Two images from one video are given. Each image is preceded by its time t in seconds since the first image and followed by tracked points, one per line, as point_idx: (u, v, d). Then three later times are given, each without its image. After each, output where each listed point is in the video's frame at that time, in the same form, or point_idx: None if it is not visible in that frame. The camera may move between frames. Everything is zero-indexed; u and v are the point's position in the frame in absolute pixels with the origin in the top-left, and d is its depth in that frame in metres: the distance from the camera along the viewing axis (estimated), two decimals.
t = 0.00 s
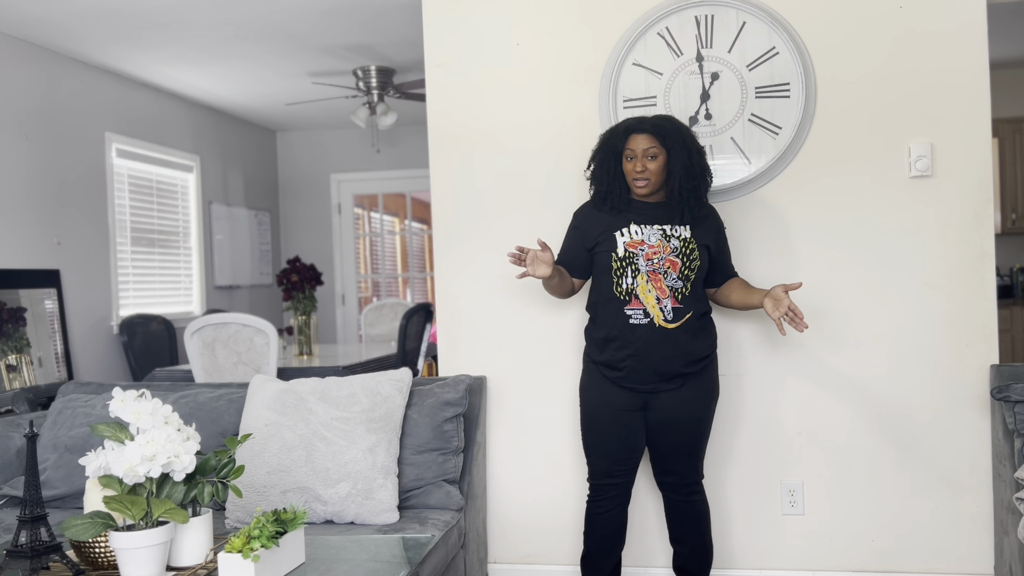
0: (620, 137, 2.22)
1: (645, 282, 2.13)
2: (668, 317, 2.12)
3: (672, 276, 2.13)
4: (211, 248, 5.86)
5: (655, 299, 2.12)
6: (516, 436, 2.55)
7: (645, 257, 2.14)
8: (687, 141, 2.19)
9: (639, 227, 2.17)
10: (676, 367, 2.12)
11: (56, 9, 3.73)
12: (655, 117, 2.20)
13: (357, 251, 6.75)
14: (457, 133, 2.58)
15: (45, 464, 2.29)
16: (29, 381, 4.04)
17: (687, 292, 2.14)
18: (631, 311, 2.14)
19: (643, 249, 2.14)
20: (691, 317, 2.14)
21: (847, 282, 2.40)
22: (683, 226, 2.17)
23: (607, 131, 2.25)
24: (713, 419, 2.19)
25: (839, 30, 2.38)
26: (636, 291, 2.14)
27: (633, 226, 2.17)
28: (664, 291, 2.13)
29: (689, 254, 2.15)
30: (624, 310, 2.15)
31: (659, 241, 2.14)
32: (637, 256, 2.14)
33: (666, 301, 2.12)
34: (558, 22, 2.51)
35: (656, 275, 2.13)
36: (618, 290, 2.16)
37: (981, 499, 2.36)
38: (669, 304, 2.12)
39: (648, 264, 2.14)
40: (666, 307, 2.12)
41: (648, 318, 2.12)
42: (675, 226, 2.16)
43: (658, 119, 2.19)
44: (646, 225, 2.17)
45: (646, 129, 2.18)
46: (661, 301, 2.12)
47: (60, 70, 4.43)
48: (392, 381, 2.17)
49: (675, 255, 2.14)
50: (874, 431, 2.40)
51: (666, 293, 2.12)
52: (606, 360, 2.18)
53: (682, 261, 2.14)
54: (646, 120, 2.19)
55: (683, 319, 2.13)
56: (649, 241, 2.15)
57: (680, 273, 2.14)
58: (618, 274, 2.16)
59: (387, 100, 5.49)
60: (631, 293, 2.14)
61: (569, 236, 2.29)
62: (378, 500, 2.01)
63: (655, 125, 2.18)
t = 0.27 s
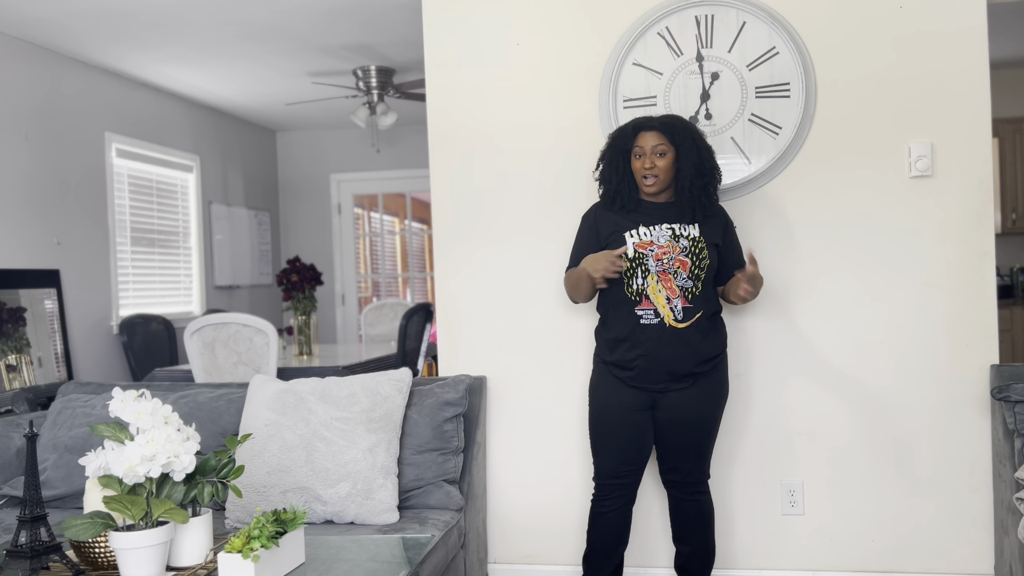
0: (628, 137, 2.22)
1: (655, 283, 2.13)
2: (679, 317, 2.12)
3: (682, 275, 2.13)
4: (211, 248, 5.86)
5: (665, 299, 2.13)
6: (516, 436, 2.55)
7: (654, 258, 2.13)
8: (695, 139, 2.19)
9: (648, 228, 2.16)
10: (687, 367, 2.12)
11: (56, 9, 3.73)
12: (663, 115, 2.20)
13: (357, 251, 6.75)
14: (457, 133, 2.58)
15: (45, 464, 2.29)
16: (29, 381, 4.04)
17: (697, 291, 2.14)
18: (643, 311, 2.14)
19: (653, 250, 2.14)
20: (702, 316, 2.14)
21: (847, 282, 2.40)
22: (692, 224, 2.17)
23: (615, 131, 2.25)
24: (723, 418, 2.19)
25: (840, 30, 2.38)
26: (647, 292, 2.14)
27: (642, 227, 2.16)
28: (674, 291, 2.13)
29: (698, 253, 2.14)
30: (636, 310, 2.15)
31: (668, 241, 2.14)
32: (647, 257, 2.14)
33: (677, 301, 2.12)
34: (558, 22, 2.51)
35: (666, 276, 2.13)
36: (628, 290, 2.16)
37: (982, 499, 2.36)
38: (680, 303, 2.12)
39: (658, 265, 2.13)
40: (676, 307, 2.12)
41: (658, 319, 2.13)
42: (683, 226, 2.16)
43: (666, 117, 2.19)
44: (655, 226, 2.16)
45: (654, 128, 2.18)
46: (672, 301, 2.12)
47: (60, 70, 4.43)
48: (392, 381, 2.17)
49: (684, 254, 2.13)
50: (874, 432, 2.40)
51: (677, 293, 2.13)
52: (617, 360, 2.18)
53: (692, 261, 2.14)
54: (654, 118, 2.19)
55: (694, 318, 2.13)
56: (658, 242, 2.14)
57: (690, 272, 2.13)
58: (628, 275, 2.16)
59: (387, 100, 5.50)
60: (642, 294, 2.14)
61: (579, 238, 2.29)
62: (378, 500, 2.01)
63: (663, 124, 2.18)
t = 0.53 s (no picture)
0: (630, 138, 2.21)
1: (653, 283, 2.14)
2: (677, 317, 2.13)
3: (680, 276, 2.14)
4: (211, 248, 5.86)
5: (663, 299, 2.14)
6: (516, 436, 2.55)
7: (653, 258, 2.15)
8: (698, 141, 2.18)
9: (647, 227, 2.16)
10: (686, 367, 2.12)
11: (56, 10, 3.73)
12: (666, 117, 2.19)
13: (357, 251, 6.75)
14: (457, 133, 2.58)
15: (45, 464, 2.29)
16: (29, 381, 4.04)
17: (695, 292, 2.15)
18: (640, 311, 2.15)
19: (652, 250, 2.15)
20: (699, 317, 2.15)
21: (847, 282, 2.40)
22: (692, 225, 2.16)
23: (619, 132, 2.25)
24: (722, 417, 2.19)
25: (839, 30, 2.38)
26: (645, 291, 2.15)
27: (642, 227, 2.17)
28: (673, 291, 2.14)
29: (697, 254, 2.15)
30: (633, 309, 2.16)
31: (667, 241, 2.15)
32: (646, 257, 2.15)
33: (675, 301, 2.14)
34: (559, 22, 2.51)
35: (665, 276, 2.14)
36: (626, 290, 2.17)
37: (982, 499, 2.36)
38: (678, 303, 2.14)
39: (656, 264, 2.14)
40: (674, 307, 2.14)
41: (656, 319, 2.14)
42: (683, 226, 2.16)
43: (669, 119, 2.18)
44: (654, 226, 2.16)
45: (658, 129, 2.17)
46: (670, 301, 2.14)
47: (60, 70, 4.43)
48: (392, 381, 2.17)
49: (683, 255, 2.15)
50: (874, 432, 2.40)
51: (675, 293, 2.14)
52: (615, 359, 2.18)
53: (690, 261, 2.15)
54: (656, 119, 2.19)
55: (691, 319, 2.14)
56: (657, 241, 2.15)
57: (688, 273, 2.14)
58: (626, 274, 2.17)
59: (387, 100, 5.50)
60: (640, 293, 2.15)
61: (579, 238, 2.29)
62: (378, 500, 2.01)
63: (666, 125, 2.17)
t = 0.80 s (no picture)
0: (635, 145, 2.16)
1: (641, 285, 2.14)
2: (665, 318, 2.13)
3: (668, 277, 2.13)
4: (211, 248, 5.86)
5: (651, 301, 2.13)
6: (516, 436, 2.55)
7: (640, 260, 2.15)
8: (700, 152, 2.19)
9: (637, 229, 2.16)
10: (682, 367, 2.12)
11: (56, 9, 3.73)
12: (672, 127, 2.16)
13: (357, 251, 6.75)
14: (457, 133, 2.58)
15: (45, 464, 2.29)
16: (29, 381, 4.04)
17: (683, 293, 2.14)
18: (629, 313, 2.15)
19: (639, 252, 2.15)
20: (688, 317, 2.15)
21: (847, 282, 2.40)
22: (683, 227, 2.16)
23: (619, 139, 2.18)
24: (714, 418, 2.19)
25: (840, 30, 2.38)
26: (633, 294, 2.15)
27: (631, 229, 2.16)
28: (661, 293, 2.13)
29: (685, 255, 2.15)
30: (622, 311, 2.16)
31: (655, 243, 2.15)
32: (633, 259, 2.15)
33: (663, 303, 2.13)
34: (559, 22, 2.51)
35: (652, 278, 2.14)
36: (614, 292, 2.17)
37: (982, 498, 2.36)
38: (666, 305, 2.13)
39: (644, 267, 2.14)
40: (662, 308, 2.13)
41: (645, 320, 2.14)
42: (672, 227, 2.16)
43: (676, 129, 2.16)
44: (643, 227, 2.16)
45: (665, 142, 2.13)
46: (658, 303, 2.13)
47: (60, 70, 4.43)
48: (392, 381, 2.17)
49: (671, 256, 2.14)
50: (874, 432, 2.40)
51: (663, 295, 2.13)
52: (606, 361, 2.19)
53: (678, 263, 2.14)
54: (665, 129, 2.14)
55: (680, 319, 2.13)
56: (644, 244, 2.15)
57: (676, 274, 2.14)
58: (614, 276, 2.17)
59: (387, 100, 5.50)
60: (628, 295, 2.15)
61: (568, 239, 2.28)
62: (378, 500, 2.01)
63: (674, 136, 2.15)
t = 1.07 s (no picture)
0: (624, 158, 2.14)
1: (639, 288, 2.15)
2: (662, 320, 2.13)
3: (665, 280, 2.14)
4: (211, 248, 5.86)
5: (649, 304, 2.14)
6: (516, 437, 2.55)
7: (637, 263, 2.16)
8: (691, 159, 2.16)
9: (633, 232, 2.18)
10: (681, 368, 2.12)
11: (55, 9, 3.73)
12: (661, 137, 2.13)
13: (357, 251, 6.75)
14: (456, 133, 2.58)
15: (45, 464, 2.29)
16: (29, 381, 4.04)
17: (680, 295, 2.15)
18: (626, 316, 2.16)
19: (635, 255, 2.16)
20: (685, 319, 2.15)
21: (847, 282, 2.40)
22: (679, 228, 2.16)
23: (608, 149, 2.16)
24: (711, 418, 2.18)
25: (840, 30, 2.38)
26: (630, 297, 2.16)
27: (627, 232, 2.18)
28: (658, 295, 2.14)
29: (681, 258, 2.16)
30: (619, 315, 2.17)
31: (651, 247, 2.16)
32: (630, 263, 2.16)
33: (660, 305, 2.14)
34: (559, 22, 2.51)
35: (649, 281, 2.15)
36: (612, 296, 2.18)
37: (982, 498, 2.36)
38: (663, 307, 2.14)
39: (641, 270, 2.16)
40: (660, 311, 2.14)
41: (642, 323, 2.14)
42: (667, 229, 2.16)
43: (665, 140, 2.13)
44: (639, 230, 2.18)
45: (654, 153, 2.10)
46: (655, 305, 2.14)
47: (60, 70, 4.43)
48: (392, 381, 2.17)
49: (667, 259, 2.15)
50: (874, 434, 2.40)
51: (660, 297, 2.14)
52: (604, 362, 2.19)
53: (674, 266, 2.16)
54: (653, 141, 2.12)
55: (677, 321, 2.14)
56: (641, 247, 2.16)
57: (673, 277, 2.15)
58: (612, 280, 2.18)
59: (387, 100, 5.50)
60: (626, 298, 2.16)
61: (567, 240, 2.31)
62: (378, 500, 2.01)
63: (662, 148, 2.12)
